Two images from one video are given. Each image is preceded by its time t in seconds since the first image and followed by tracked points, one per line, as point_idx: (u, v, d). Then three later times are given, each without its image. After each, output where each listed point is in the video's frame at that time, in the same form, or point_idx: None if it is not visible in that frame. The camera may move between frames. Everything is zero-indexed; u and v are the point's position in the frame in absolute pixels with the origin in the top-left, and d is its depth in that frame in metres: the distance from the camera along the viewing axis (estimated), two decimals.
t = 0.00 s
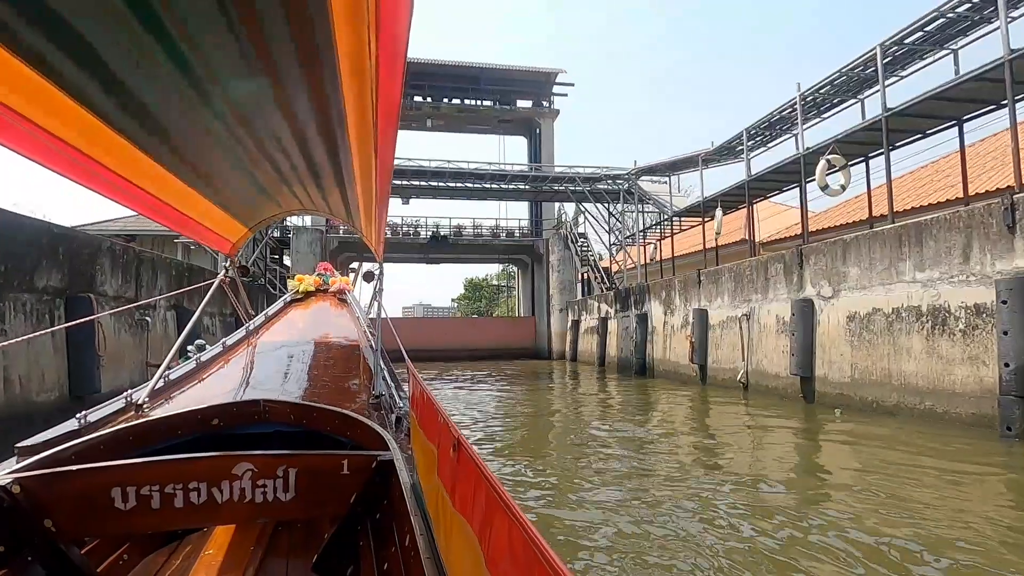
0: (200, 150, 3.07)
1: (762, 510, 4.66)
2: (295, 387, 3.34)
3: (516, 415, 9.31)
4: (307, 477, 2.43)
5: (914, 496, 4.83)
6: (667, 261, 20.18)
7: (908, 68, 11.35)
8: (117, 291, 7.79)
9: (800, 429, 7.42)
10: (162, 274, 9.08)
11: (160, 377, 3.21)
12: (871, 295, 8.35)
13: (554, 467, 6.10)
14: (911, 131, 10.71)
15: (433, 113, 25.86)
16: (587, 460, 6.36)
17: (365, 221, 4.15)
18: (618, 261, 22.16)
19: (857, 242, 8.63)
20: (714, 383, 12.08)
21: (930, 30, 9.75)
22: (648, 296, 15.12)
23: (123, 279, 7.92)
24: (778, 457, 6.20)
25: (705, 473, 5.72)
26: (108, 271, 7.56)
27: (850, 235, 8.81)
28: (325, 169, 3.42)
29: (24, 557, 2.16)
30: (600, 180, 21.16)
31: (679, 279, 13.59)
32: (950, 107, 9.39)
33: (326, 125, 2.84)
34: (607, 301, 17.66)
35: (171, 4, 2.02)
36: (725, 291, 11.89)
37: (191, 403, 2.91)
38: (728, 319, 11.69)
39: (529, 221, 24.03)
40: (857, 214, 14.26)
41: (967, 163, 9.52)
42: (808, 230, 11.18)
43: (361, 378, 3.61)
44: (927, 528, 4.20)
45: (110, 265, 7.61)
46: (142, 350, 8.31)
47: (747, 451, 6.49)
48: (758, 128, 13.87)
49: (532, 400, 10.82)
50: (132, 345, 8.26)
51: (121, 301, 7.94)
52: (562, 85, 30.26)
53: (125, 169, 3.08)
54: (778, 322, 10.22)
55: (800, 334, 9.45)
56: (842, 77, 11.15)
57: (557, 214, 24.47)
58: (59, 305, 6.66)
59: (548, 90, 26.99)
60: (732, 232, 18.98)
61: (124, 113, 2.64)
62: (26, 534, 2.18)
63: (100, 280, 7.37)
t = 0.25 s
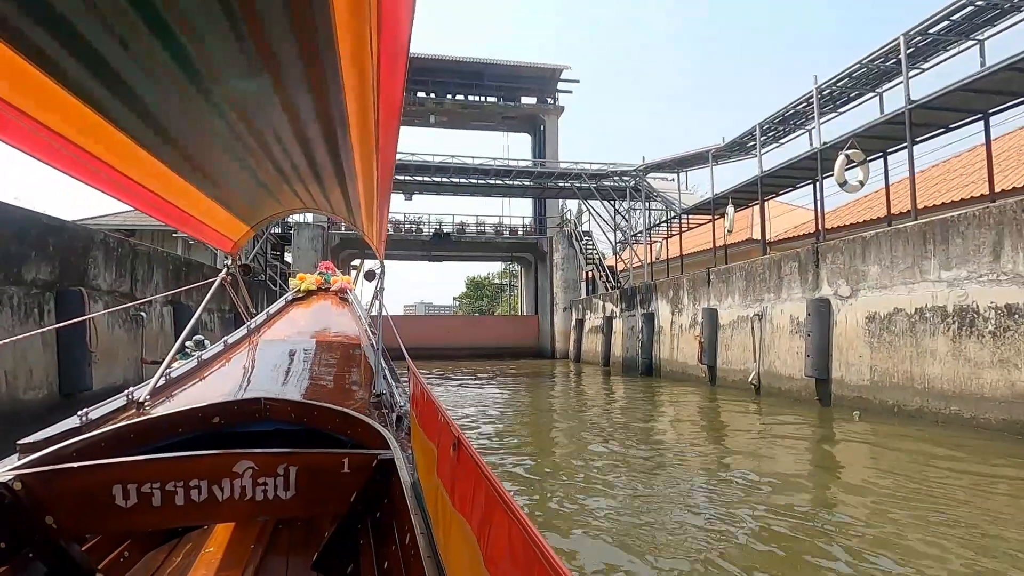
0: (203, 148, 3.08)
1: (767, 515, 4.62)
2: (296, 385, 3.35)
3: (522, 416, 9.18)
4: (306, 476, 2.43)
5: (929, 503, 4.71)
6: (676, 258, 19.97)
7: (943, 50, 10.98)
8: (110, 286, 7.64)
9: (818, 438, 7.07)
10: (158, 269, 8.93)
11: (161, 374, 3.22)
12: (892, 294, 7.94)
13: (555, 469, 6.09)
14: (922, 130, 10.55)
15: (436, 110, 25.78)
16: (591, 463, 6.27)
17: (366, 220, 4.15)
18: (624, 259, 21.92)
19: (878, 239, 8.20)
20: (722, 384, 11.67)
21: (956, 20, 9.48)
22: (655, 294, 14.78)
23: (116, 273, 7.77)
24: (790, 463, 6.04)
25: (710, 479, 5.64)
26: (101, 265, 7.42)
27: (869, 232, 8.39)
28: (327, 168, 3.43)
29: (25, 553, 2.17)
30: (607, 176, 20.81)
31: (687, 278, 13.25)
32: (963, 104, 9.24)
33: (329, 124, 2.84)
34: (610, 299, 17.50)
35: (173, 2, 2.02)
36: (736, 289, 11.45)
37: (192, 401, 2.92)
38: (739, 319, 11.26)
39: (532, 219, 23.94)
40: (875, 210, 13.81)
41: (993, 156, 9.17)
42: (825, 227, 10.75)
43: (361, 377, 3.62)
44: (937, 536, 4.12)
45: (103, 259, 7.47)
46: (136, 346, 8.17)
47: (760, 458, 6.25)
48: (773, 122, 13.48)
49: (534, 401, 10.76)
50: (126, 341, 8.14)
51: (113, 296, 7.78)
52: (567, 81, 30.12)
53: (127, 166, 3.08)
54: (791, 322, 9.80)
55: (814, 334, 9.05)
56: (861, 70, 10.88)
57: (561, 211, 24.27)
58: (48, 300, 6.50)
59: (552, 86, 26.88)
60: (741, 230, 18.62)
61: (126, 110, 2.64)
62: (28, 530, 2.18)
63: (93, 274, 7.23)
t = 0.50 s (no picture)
0: (206, 140, 3.07)
1: (774, 512, 4.54)
2: (298, 378, 3.35)
3: (530, 410, 9.04)
4: (307, 469, 2.43)
5: (944, 502, 4.58)
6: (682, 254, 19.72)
7: (970, 38, 10.82)
8: (101, 275, 7.36)
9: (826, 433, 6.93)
10: (152, 258, 8.62)
11: (162, 365, 3.22)
12: (914, 291, 7.56)
13: (559, 461, 6.11)
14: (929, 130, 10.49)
15: (439, 101, 25.60)
16: (598, 459, 6.18)
17: (369, 213, 4.15)
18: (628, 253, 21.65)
19: (897, 234, 7.87)
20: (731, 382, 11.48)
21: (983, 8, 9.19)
22: (661, 291, 14.54)
23: (108, 261, 7.49)
24: (803, 460, 5.88)
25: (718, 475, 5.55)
26: (91, 252, 7.14)
27: (889, 228, 8.05)
28: (331, 161, 3.43)
29: (26, 542, 2.17)
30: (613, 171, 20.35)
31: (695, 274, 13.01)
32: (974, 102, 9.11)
33: (334, 118, 2.84)
34: (611, 296, 17.39)
35: None
36: (746, 286, 11.27)
37: (193, 392, 2.92)
38: (749, 316, 11.06)
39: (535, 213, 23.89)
40: (889, 206, 13.46)
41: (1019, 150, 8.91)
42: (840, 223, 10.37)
43: (363, 371, 3.62)
44: (945, 534, 4.04)
45: (94, 246, 7.17)
46: (127, 337, 7.89)
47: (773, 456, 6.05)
48: (786, 115, 13.22)
49: (538, 395, 10.72)
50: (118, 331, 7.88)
51: (105, 284, 7.50)
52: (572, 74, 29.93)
53: (131, 157, 3.08)
54: (804, 320, 9.58)
55: (829, 333, 8.77)
56: (880, 60, 10.61)
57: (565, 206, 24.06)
58: (36, 288, 6.22)
59: (557, 80, 26.72)
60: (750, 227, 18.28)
61: (131, 100, 2.64)
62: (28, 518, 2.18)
63: (83, 262, 6.96)
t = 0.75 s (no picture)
0: (207, 137, 3.07)
1: (782, 510, 4.42)
2: (298, 377, 3.36)
3: (535, 411, 8.89)
4: (307, 467, 2.43)
5: (967, 506, 4.40)
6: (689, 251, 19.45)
7: (992, 26, 10.64)
8: (94, 270, 6.95)
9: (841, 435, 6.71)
10: (147, 254, 8.21)
11: (163, 364, 3.23)
12: (935, 290, 7.31)
13: (559, 457, 6.08)
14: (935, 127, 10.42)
15: (441, 98, 25.49)
16: (600, 459, 6.03)
17: (370, 212, 4.16)
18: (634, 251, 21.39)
19: (918, 230, 7.61)
20: (739, 381, 11.25)
21: None
22: (667, 288, 14.28)
23: (101, 256, 7.08)
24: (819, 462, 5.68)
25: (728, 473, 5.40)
26: (83, 246, 6.75)
27: (909, 223, 7.75)
28: (332, 160, 3.44)
29: (26, 539, 2.17)
30: (617, 167, 20.27)
31: (703, 271, 12.74)
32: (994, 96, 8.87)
33: (335, 116, 2.85)
34: (614, 294, 17.25)
35: None
36: (756, 283, 11.04)
37: (193, 390, 2.92)
38: (760, 314, 10.81)
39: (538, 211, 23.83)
40: (906, 202, 13.14)
41: None
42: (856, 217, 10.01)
43: (363, 371, 3.63)
44: (962, 536, 3.92)
45: (87, 240, 6.76)
46: (121, 336, 7.48)
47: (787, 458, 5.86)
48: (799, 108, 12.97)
49: (537, 394, 10.59)
50: (111, 330, 7.48)
51: (97, 281, 7.08)
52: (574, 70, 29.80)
53: (132, 153, 3.09)
54: (817, 319, 9.35)
55: (845, 332, 8.50)
56: (898, 51, 10.32)
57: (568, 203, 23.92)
58: (22, 284, 5.78)
59: (560, 75, 26.60)
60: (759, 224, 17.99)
61: (133, 96, 2.65)
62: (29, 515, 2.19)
63: (74, 256, 6.56)
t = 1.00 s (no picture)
0: (208, 136, 3.07)
1: (789, 512, 4.35)
2: (300, 378, 3.37)
3: (542, 412, 8.69)
4: (310, 468, 2.43)
5: (995, 511, 4.20)
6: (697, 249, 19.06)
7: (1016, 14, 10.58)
8: (87, 270, 6.86)
9: (859, 436, 6.46)
10: (144, 254, 8.13)
11: (166, 364, 3.24)
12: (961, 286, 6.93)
13: (563, 458, 6.07)
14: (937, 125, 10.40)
15: (443, 96, 25.48)
16: (607, 463, 5.89)
17: (372, 213, 4.17)
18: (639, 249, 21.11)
19: (941, 224, 7.26)
20: (752, 382, 10.95)
21: None
22: (675, 287, 14.05)
23: (95, 257, 7.01)
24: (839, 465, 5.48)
25: (739, 477, 5.27)
26: (76, 246, 6.64)
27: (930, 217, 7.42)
28: (334, 161, 3.44)
29: (30, 540, 2.18)
30: (622, 162, 20.38)
31: (712, 270, 12.45)
32: (1017, 83, 8.50)
33: (337, 116, 2.85)
34: (617, 294, 17.28)
35: None
36: (768, 281, 10.71)
37: (197, 391, 2.93)
38: (771, 313, 10.50)
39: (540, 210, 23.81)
40: (922, 194, 12.76)
41: None
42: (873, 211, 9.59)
43: (365, 371, 3.63)
44: (980, 541, 3.80)
45: (79, 240, 6.68)
46: (117, 338, 7.40)
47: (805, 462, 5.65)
48: (810, 101, 12.69)
49: (541, 395, 10.59)
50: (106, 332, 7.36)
51: (91, 281, 7.01)
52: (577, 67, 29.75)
53: (133, 154, 3.10)
54: (833, 317, 8.99)
55: (864, 330, 8.10)
56: (917, 40, 10.09)
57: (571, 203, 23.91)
58: (12, 284, 5.70)
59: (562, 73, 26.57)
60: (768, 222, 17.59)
61: (134, 97, 2.66)
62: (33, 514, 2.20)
63: (66, 257, 6.45)
